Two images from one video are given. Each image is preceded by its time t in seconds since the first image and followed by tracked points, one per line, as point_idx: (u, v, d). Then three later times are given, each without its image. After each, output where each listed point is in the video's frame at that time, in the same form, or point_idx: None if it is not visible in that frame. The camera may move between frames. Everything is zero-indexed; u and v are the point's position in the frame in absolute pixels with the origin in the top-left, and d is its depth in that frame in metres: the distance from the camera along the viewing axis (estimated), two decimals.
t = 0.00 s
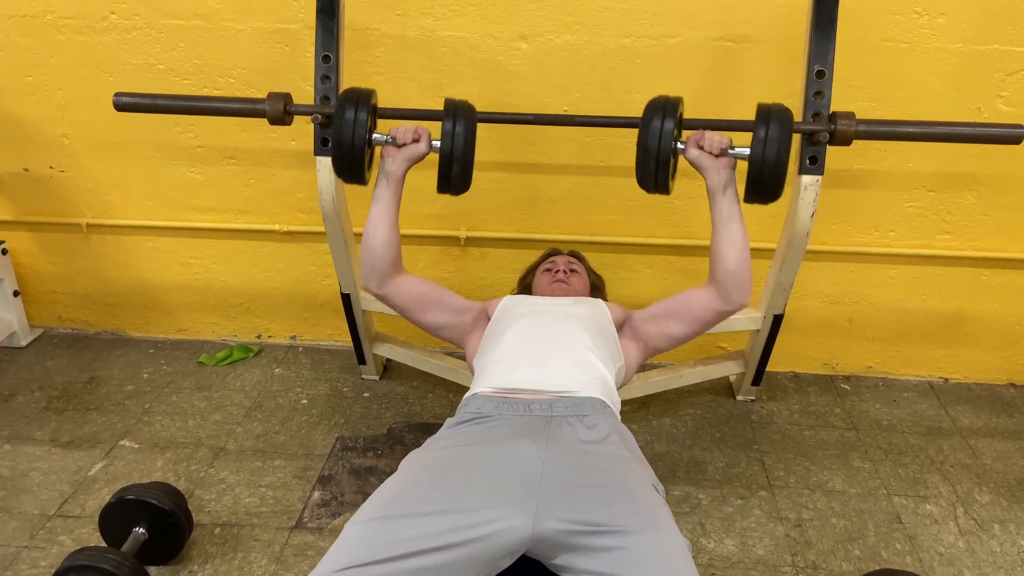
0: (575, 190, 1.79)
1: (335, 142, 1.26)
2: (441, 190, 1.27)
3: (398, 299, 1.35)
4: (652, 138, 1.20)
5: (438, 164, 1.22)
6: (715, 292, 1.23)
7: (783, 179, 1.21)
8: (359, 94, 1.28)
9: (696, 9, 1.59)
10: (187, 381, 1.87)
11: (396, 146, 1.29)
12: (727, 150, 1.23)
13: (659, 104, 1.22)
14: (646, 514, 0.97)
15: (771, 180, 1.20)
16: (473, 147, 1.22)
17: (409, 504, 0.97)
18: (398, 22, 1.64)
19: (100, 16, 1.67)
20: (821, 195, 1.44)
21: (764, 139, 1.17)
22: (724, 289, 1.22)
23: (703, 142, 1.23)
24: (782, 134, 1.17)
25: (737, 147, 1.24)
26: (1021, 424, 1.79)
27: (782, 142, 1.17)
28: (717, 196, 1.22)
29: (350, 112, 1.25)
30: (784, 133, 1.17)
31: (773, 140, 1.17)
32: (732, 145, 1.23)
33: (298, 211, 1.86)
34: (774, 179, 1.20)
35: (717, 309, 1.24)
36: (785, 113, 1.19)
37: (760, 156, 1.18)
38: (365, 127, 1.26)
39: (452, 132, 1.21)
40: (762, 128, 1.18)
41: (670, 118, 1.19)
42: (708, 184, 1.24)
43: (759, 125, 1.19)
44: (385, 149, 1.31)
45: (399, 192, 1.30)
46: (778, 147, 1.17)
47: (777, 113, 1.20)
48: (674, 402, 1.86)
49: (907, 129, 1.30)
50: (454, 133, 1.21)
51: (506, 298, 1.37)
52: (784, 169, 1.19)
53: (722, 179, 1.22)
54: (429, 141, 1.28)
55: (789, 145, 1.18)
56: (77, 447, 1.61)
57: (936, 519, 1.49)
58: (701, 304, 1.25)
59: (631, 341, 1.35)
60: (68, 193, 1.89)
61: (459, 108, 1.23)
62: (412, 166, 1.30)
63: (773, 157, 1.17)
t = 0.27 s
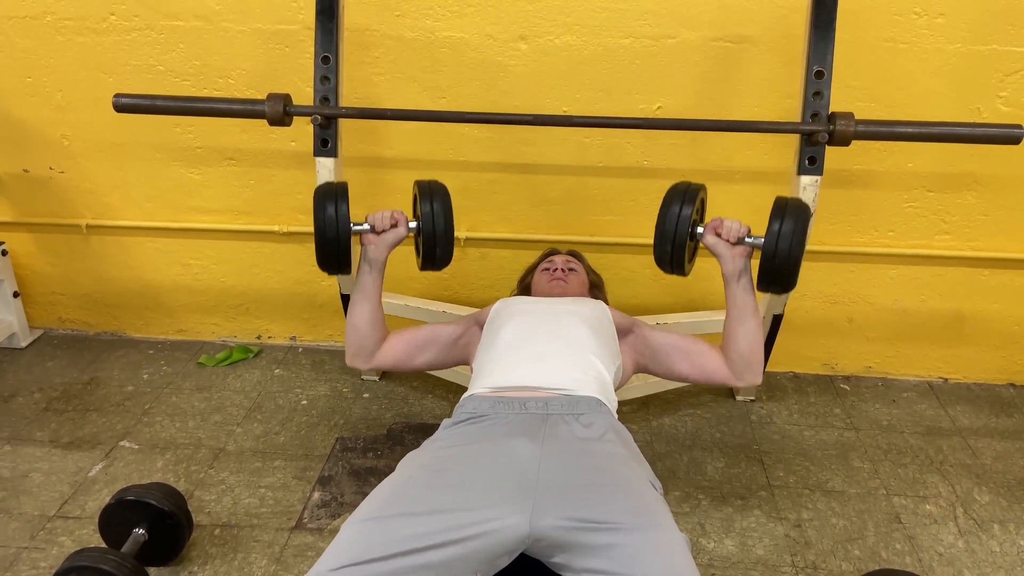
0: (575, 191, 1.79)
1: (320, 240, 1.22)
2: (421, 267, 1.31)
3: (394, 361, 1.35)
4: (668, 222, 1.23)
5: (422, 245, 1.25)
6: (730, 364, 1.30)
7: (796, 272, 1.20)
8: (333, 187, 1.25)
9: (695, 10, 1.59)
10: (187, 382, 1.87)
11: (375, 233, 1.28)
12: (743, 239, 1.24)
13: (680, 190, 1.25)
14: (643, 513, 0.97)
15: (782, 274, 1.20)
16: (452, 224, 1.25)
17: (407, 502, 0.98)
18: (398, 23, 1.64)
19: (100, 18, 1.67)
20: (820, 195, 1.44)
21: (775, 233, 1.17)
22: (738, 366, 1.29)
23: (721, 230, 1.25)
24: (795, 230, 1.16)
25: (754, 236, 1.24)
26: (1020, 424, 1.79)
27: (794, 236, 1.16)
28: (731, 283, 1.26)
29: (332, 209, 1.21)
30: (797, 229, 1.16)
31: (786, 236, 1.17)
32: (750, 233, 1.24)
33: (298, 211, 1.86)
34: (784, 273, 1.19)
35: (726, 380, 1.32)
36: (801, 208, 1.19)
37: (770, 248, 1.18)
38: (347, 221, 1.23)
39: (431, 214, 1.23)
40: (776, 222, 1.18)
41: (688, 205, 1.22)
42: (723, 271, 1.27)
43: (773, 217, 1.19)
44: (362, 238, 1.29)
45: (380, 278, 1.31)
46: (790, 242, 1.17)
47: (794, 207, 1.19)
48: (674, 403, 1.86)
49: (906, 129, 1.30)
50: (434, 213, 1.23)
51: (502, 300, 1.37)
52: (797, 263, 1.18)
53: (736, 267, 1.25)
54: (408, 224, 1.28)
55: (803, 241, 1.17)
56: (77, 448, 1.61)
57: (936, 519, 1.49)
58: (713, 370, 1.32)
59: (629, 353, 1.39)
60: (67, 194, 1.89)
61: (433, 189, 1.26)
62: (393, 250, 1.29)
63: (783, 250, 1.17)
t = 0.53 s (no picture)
0: (575, 192, 1.79)
1: (330, 313, 1.24)
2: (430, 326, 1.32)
3: (419, 409, 1.37)
4: (661, 284, 1.28)
5: (430, 306, 1.27)
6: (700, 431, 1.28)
7: (770, 359, 1.20)
8: (339, 260, 1.26)
9: (695, 11, 1.59)
10: (188, 384, 1.87)
11: (382, 300, 1.29)
12: (730, 314, 1.25)
13: (678, 255, 1.30)
14: (644, 516, 0.97)
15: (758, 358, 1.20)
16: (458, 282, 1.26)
17: (408, 505, 0.98)
18: (397, 25, 1.64)
19: (100, 20, 1.67)
20: (819, 196, 1.44)
21: (755, 318, 1.18)
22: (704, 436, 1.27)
23: (710, 300, 1.27)
24: (776, 316, 1.17)
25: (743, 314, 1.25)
26: (1020, 424, 1.79)
27: (773, 324, 1.17)
28: (711, 351, 1.25)
29: (339, 281, 1.22)
30: (777, 318, 1.17)
31: (764, 321, 1.17)
32: (738, 309, 1.25)
33: (298, 213, 1.86)
34: (759, 358, 1.19)
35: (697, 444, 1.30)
36: (789, 296, 1.19)
37: (747, 331, 1.19)
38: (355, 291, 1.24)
39: (437, 274, 1.25)
40: (759, 306, 1.19)
41: (681, 270, 1.26)
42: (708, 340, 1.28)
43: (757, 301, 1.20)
44: (370, 304, 1.30)
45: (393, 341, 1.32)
46: (768, 328, 1.17)
47: (782, 293, 1.19)
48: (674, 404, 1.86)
49: (906, 130, 1.30)
50: (438, 275, 1.25)
51: (504, 303, 1.37)
52: (769, 352, 1.18)
53: (718, 338, 1.25)
54: (413, 287, 1.30)
55: (781, 330, 1.17)
56: (78, 450, 1.62)
57: (936, 519, 1.49)
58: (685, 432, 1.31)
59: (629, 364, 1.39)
60: (67, 197, 1.89)
61: (436, 251, 1.27)
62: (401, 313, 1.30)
63: (760, 334, 1.17)
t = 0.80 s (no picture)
0: (574, 192, 1.79)
1: (337, 288, 1.20)
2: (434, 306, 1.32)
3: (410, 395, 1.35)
4: (668, 256, 1.29)
5: (439, 286, 1.24)
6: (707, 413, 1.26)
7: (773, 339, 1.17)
8: (348, 236, 1.23)
9: (694, 10, 1.59)
10: (188, 385, 1.87)
11: (389, 278, 1.27)
12: (736, 289, 1.25)
13: (689, 227, 1.31)
14: (644, 518, 0.96)
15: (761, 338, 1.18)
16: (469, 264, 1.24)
17: (408, 507, 0.98)
18: (396, 26, 1.64)
19: (98, 22, 1.67)
20: (819, 195, 1.44)
21: (761, 295, 1.16)
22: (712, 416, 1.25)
23: (717, 275, 1.27)
24: (782, 294, 1.15)
25: (748, 292, 1.24)
26: (1021, 423, 1.79)
27: (778, 302, 1.15)
28: (717, 328, 1.26)
29: (349, 256, 1.19)
30: (783, 295, 1.15)
31: (767, 297, 1.16)
32: (744, 286, 1.25)
33: (297, 214, 1.86)
34: (763, 337, 1.17)
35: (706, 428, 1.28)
36: (797, 277, 1.17)
37: (752, 308, 1.17)
38: (365, 268, 1.21)
39: (448, 254, 1.22)
40: (766, 283, 1.18)
41: (690, 242, 1.27)
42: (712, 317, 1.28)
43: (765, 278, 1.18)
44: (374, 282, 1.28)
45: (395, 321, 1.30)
46: (773, 306, 1.15)
47: (791, 272, 1.18)
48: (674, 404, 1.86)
49: (905, 129, 1.30)
50: (449, 254, 1.22)
51: (505, 303, 1.37)
52: (773, 330, 1.16)
53: (723, 314, 1.25)
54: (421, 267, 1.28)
55: (785, 307, 1.16)
56: (78, 452, 1.61)
57: (937, 519, 1.49)
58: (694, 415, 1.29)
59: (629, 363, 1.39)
60: (67, 199, 1.89)
61: (447, 231, 1.25)
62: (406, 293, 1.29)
63: (764, 312, 1.16)
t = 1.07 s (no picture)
0: (576, 189, 1.79)
1: (336, 238, 1.19)
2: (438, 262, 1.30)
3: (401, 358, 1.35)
4: (678, 219, 1.23)
5: (440, 242, 1.23)
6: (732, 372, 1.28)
7: (793, 289, 1.17)
8: (350, 186, 1.22)
9: (695, 6, 1.58)
10: (190, 385, 1.87)
11: (392, 231, 1.25)
12: (748, 246, 1.23)
13: (695, 187, 1.25)
14: (649, 516, 0.96)
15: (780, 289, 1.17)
16: (471, 221, 1.23)
17: (413, 503, 0.97)
18: (396, 23, 1.64)
19: (98, 21, 1.67)
20: (821, 191, 1.43)
21: (779, 246, 1.15)
22: (740, 374, 1.27)
23: (727, 233, 1.25)
24: (799, 244, 1.14)
25: (760, 246, 1.23)
26: None
27: (797, 251, 1.14)
28: (733, 287, 1.25)
29: (349, 206, 1.19)
30: (801, 245, 1.14)
31: (787, 249, 1.14)
32: (756, 242, 1.23)
33: (299, 213, 1.86)
34: (782, 288, 1.17)
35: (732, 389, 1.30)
36: (811, 224, 1.16)
37: (771, 260, 1.16)
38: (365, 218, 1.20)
39: (450, 210, 1.22)
40: (782, 235, 1.16)
41: (699, 203, 1.22)
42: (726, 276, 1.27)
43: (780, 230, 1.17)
44: (377, 234, 1.26)
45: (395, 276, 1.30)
46: (792, 257, 1.15)
47: (804, 222, 1.17)
48: (678, 401, 1.86)
49: (908, 124, 1.29)
50: (452, 211, 1.21)
51: (510, 299, 1.37)
52: (793, 280, 1.15)
53: (737, 271, 1.25)
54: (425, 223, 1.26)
55: (804, 257, 1.15)
56: (81, 451, 1.61)
57: (941, 514, 1.48)
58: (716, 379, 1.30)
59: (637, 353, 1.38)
60: (68, 198, 1.89)
61: (451, 186, 1.24)
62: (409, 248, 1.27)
63: (784, 263, 1.15)
